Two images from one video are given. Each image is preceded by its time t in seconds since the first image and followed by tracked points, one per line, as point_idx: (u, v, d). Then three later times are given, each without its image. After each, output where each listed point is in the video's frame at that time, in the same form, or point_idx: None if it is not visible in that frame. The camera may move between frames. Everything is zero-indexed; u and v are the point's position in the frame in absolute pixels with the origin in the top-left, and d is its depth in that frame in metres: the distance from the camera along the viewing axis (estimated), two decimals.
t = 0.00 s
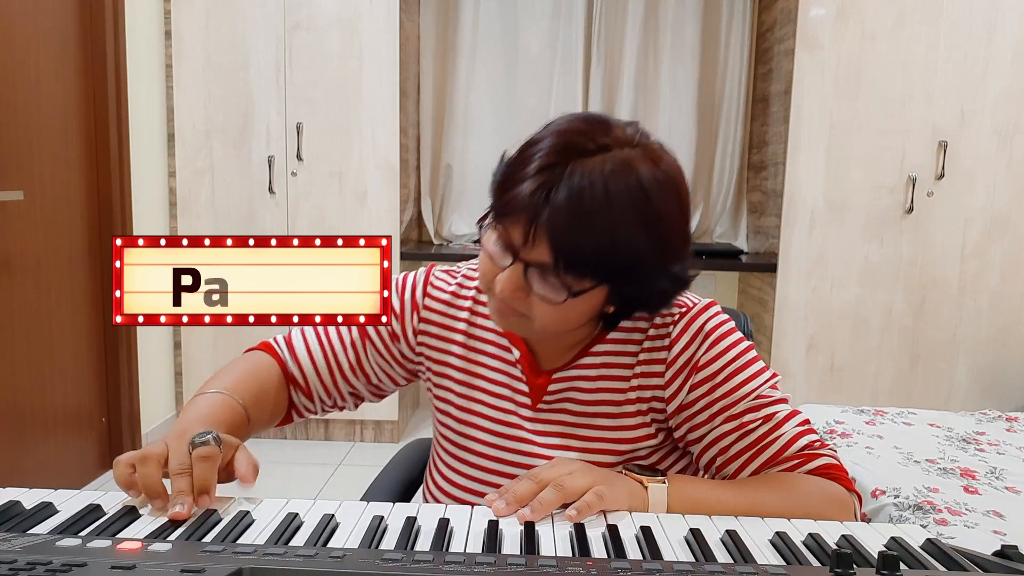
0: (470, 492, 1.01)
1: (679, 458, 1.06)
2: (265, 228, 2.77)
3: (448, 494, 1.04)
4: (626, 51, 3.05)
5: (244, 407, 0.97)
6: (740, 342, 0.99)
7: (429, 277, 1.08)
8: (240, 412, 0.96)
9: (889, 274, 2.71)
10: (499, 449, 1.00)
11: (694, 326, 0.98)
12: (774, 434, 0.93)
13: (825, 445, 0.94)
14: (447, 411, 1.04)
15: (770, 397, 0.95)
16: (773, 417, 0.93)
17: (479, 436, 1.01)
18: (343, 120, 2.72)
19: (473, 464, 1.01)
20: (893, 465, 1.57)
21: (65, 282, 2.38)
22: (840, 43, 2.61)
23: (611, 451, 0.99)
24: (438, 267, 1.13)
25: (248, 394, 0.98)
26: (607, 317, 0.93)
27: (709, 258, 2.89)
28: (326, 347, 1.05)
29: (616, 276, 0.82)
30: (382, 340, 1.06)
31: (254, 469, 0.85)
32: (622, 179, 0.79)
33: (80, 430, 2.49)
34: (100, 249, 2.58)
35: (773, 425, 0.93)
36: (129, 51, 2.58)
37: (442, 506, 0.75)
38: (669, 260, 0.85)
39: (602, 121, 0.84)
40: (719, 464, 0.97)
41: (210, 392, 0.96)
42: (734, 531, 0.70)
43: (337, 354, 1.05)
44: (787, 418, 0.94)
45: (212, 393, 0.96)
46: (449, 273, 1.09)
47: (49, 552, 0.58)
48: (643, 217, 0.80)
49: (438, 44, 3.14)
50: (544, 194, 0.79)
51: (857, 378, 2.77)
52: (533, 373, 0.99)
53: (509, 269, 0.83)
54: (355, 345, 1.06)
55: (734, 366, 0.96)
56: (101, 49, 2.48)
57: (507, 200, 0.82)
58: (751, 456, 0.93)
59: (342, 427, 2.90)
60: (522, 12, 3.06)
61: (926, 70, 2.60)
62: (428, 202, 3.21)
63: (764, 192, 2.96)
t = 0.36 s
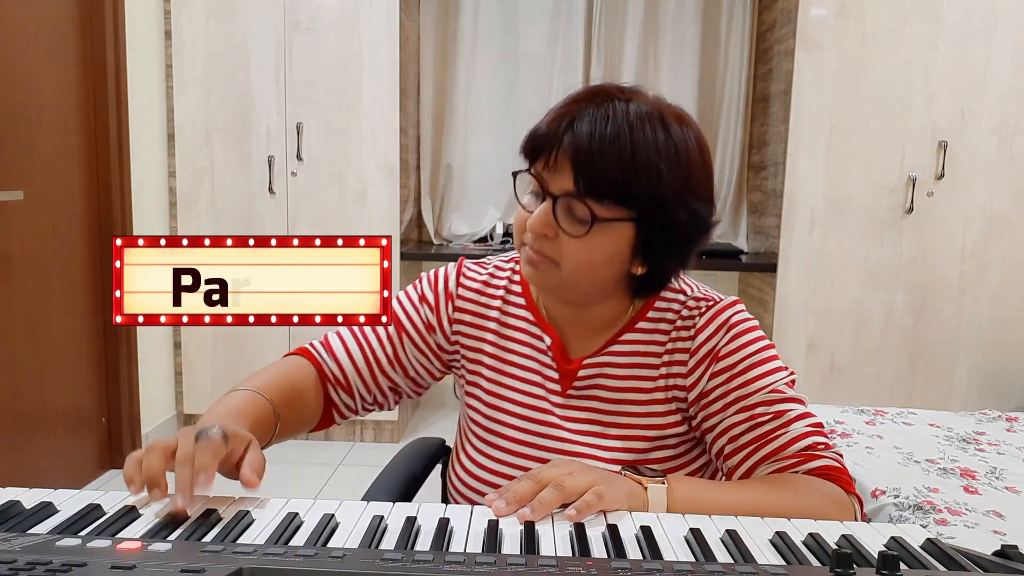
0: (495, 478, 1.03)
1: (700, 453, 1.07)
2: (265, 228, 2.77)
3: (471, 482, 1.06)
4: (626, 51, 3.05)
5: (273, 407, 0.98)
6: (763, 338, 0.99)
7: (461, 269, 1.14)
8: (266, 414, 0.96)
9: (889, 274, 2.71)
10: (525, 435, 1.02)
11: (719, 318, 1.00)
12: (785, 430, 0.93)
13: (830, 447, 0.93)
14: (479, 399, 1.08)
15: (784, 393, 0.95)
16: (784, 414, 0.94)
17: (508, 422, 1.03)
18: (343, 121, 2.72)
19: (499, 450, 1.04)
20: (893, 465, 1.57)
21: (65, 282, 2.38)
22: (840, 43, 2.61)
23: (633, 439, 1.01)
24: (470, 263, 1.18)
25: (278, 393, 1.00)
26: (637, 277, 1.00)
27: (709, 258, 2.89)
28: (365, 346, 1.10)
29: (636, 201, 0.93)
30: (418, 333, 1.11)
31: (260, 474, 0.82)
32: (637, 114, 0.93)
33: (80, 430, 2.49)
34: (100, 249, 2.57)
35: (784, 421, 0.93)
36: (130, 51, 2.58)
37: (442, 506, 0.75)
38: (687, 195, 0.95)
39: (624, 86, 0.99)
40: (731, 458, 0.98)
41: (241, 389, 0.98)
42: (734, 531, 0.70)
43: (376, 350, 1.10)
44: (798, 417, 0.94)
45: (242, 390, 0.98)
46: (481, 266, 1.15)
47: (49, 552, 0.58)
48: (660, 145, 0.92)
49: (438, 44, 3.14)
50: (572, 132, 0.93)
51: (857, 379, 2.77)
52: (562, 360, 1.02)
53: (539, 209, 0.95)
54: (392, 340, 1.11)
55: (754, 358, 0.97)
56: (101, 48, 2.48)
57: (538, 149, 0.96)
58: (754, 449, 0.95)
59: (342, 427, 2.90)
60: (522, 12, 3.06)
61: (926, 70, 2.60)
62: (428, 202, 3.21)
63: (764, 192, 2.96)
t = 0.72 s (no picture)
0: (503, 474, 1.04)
1: (708, 452, 1.06)
2: (265, 228, 2.77)
3: (479, 478, 1.07)
4: (626, 51, 3.05)
5: (276, 409, 1.00)
6: (772, 337, 0.99)
7: (475, 267, 1.16)
8: (268, 416, 0.98)
9: (888, 274, 2.71)
10: (535, 430, 1.03)
11: (729, 315, 1.00)
12: (789, 429, 0.93)
13: (833, 449, 0.92)
14: (491, 395, 1.09)
15: (792, 391, 0.95)
16: (789, 413, 0.93)
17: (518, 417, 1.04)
18: (343, 121, 2.72)
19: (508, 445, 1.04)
20: (893, 465, 1.57)
21: (65, 282, 2.38)
22: (840, 43, 2.61)
23: (641, 435, 1.01)
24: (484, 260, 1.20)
25: (282, 394, 1.01)
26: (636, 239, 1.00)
27: (709, 258, 2.89)
28: (382, 344, 1.13)
29: (607, 157, 0.93)
30: (432, 328, 1.13)
31: (251, 481, 0.84)
32: (583, 83, 0.95)
33: (80, 430, 2.49)
34: (100, 249, 2.58)
35: (788, 421, 0.93)
36: (129, 50, 2.58)
37: (442, 506, 0.75)
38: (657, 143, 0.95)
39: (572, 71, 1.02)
40: (734, 455, 0.98)
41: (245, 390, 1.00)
42: (734, 530, 0.70)
43: (391, 346, 1.13)
44: (804, 417, 0.93)
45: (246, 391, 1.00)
46: (495, 264, 1.17)
47: (49, 552, 0.58)
48: (612, 103, 0.93)
49: (438, 44, 3.14)
50: (522, 116, 0.96)
51: (857, 379, 2.77)
52: (572, 355, 1.03)
53: (523, 194, 0.97)
54: (407, 337, 1.14)
55: (762, 356, 0.97)
56: (101, 48, 2.48)
57: (504, 145, 0.99)
58: (760, 446, 0.94)
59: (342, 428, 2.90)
60: (522, 12, 3.06)
61: (926, 70, 2.60)
62: (428, 201, 3.21)
63: (764, 192, 2.96)
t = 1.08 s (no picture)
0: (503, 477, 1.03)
1: (707, 453, 1.07)
2: (265, 228, 2.76)
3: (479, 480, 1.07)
4: (626, 51, 3.05)
5: (287, 423, 1.01)
6: (771, 337, 0.99)
7: (472, 273, 1.17)
8: (280, 428, 0.99)
9: (889, 274, 2.71)
10: (536, 434, 1.03)
11: (728, 315, 1.00)
12: (788, 429, 0.93)
13: (833, 448, 0.92)
14: (491, 399, 1.09)
15: (791, 391, 0.95)
16: (789, 413, 0.93)
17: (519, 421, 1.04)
18: (344, 121, 2.72)
19: (508, 449, 1.04)
20: (893, 465, 1.57)
21: (65, 282, 2.37)
22: (840, 43, 2.61)
23: (640, 436, 1.01)
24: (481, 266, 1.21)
25: (292, 409, 1.03)
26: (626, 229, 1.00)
27: (709, 258, 2.89)
28: (383, 354, 1.14)
29: (583, 153, 0.93)
30: (431, 336, 1.14)
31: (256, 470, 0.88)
32: (548, 90, 0.96)
33: (80, 430, 2.49)
34: (100, 249, 2.57)
35: (787, 421, 0.93)
36: (129, 50, 2.58)
37: (442, 506, 0.75)
38: (625, 131, 0.94)
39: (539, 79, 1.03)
40: (733, 455, 0.98)
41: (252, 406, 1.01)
42: (734, 531, 0.70)
43: (393, 356, 1.14)
44: (803, 417, 0.93)
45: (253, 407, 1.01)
46: (492, 269, 1.18)
47: (49, 552, 0.58)
48: (576, 103, 0.93)
49: (438, 45, 3.14)
50: (496, 129, 0.97)
51: (858, 378, 2.77)
52: (572, 358, 1.03)
53: (512, 204, 0.98)
54: (407, 345, 1.15)
55: (762, 356, 0.97)
56: (101, 48, 2.48)
57: (487, 163, 1.01)
58: (760, 446, 0.94)
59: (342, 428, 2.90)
60: (522, 12, 3.06)
61: (926, 70, 2.60)
62: (428, 201, 3.21)
63: (764, 192, 2.96)
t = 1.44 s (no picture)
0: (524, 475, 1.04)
1: (727, 453, 1.06)
2: (265, 228, 2.76)
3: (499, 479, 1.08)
4: (626, 51, 3.05)
5: (303, 417, 1.03)
6: (790, 337, 0.99)
7: (498, 273, 1.18)
8: (297, 424, 1.02)
9: (889, 274, 2.71)
10: (558, 433, 1.04)
11: (748, 314, 1.00)
12: (800, 428, 0.93)
13: (842, 451, 0.92)
14: (513, 398, 1.10)
15: (806, 391, 0.94)
16: (801, 413, 0.93)
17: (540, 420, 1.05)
18: (344, 121, 2.72)
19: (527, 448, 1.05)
20: (893, 465, 1.57)
21: (65, 282, 2.37)
22: (840, 43, 2.61)
23: (661, 437, 1.01)
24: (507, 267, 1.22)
25: (310, 404, 1.05)
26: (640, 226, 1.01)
27: (709, 258, 2.89)
28: (405, 352, 1.15)
29: (588, 162, 0.93)
30: (454, 334, 1.15)
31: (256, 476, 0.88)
32: (536, 110, 0.96)
33: (80, 430, 2.49)
34: (100, 249, 2.57)
35: (799, 421, 0.93)
36: (129, 50, 2.58)
37: (442, 506, 0.75)
38: (621, 133, 0.94)
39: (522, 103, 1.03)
40: (745, 453, 0.98)
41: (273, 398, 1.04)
42: (734, 530, 0.70)
43: (416, 353, 1.15)
44: (816, 418, 0.93)
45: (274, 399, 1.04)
46: (518, 270, 1.19)
47: (50, 552, 0.58)
48: (567, 115, 0.93)
49: (438, 45, 3.14)
50: (496, 157, 0.97)
51: (858, 378, 2.77)
52: (593, 356, 1.04)
53: (527, 228, 0.97)
54: (430, 343, 1.16)
55: (779, 355, 0.96)
56: (102, 48, 2.48)
57: (491, 195, 1.00)
58: (770, 444, 0.94)
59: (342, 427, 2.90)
60: (522, 13, 3.06)
61: (926, 70, 2.60)
62: (428, 201, 3.21)
63: (764, 192, 2.96)
